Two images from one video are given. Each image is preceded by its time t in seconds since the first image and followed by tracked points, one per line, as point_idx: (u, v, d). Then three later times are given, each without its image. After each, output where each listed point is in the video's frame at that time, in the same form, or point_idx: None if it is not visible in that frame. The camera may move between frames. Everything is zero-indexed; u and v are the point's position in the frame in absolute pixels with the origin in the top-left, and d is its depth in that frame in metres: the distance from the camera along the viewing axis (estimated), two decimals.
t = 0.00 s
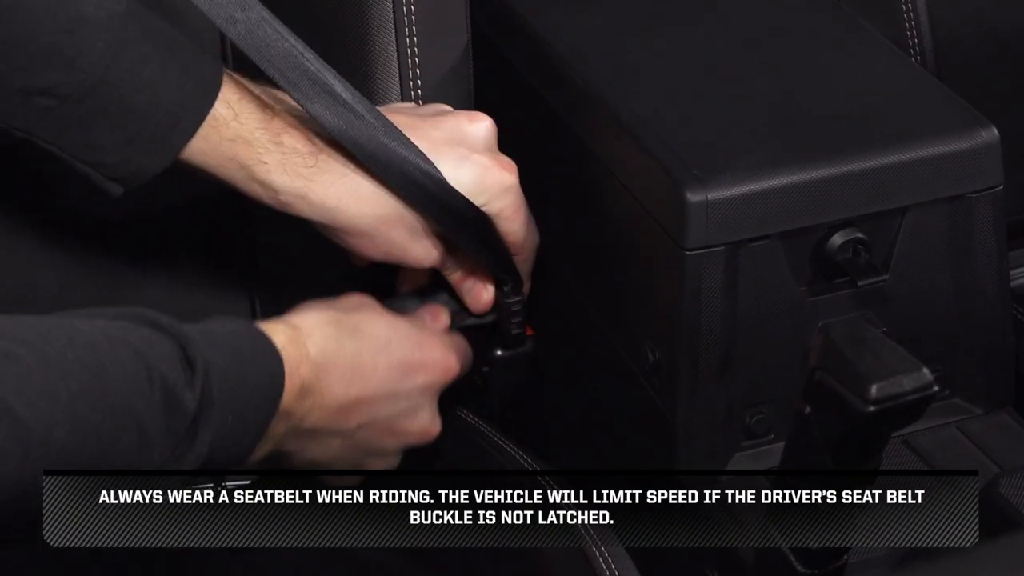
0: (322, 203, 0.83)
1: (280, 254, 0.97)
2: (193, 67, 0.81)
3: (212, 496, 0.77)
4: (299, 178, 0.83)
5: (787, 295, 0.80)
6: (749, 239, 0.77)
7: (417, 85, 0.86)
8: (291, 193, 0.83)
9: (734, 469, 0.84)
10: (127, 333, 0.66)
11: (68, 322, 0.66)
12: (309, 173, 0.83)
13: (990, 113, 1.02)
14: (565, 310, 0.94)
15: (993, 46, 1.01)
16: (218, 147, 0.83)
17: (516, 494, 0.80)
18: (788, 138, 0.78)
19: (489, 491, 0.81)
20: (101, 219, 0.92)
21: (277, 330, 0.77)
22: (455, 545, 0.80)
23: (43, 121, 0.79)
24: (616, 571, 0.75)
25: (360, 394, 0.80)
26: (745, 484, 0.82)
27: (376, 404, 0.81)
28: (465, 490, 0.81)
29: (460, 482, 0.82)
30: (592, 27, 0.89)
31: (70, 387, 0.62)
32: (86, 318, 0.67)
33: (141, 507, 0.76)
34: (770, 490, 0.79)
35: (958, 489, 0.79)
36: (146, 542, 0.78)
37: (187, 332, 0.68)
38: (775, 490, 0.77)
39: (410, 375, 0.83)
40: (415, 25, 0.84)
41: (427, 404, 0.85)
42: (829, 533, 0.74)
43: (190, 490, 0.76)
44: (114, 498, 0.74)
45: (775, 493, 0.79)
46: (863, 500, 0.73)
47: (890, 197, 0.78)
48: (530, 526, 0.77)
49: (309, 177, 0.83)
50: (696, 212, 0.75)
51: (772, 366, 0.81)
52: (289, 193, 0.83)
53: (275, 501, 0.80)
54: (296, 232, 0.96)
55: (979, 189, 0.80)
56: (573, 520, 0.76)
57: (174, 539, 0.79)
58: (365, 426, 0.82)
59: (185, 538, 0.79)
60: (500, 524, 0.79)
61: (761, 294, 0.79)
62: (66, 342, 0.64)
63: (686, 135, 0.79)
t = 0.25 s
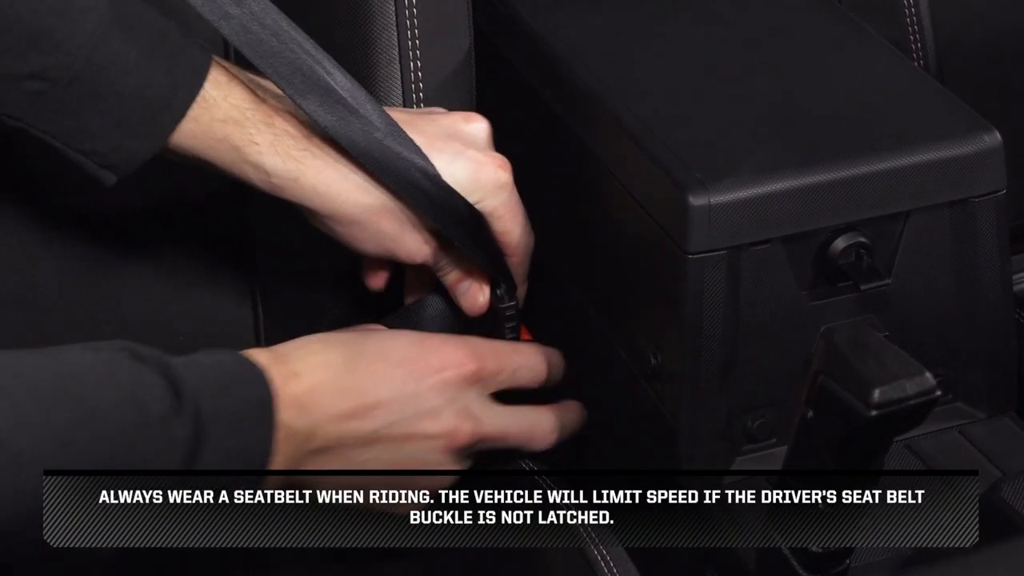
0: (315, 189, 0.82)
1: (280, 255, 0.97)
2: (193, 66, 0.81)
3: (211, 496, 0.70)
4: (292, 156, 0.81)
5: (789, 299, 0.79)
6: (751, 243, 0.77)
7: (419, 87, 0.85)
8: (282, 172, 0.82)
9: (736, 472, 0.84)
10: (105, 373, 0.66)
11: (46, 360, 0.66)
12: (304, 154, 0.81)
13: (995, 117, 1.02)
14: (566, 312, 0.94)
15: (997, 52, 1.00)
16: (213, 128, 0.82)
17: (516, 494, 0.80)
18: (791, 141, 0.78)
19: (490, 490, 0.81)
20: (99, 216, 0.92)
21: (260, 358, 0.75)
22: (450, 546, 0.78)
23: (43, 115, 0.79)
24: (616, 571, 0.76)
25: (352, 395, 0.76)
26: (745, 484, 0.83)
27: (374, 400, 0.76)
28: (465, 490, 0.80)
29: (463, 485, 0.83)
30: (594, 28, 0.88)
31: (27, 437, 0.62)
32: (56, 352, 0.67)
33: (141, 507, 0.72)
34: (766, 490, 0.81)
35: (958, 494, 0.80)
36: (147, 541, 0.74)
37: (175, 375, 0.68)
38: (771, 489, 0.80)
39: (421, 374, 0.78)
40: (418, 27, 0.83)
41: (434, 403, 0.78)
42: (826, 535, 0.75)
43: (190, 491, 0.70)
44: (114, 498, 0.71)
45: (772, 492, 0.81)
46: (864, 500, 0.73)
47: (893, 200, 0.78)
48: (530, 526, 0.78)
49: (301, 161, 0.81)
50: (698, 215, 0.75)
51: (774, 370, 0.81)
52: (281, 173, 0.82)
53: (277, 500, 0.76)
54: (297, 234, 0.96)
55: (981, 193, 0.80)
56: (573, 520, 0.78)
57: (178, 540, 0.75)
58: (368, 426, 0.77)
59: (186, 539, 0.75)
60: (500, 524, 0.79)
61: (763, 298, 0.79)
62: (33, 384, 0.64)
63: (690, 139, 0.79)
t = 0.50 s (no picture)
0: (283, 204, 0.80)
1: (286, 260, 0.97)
2: (116, 74, 0.76)
3: (211, 496, 0.61)
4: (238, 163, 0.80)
5: (792, 303, 0.80)
6: (754, 247, 0.77)
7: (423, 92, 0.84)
8: (231, 197, 0.81)
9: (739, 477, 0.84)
10: (198, 399, 0.61)
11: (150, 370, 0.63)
12: (257, 167, 0.80)
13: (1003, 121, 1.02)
14: (570, 317, 0.94)
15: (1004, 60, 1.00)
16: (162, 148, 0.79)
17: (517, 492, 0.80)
18: (795, 146, 0.78)
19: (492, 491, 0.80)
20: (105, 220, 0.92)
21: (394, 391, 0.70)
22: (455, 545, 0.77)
23: None
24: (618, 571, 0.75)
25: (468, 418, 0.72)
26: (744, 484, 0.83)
27: (486, 420, 0.73)
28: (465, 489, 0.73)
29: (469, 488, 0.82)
30: (598, 33, 0.89)
31: (46, 437, 0.56)
32: (201, 377, 0.63)
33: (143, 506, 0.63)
34: (769, 489, 0.81)
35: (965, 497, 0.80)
36: (135, 547, 0.63)
37: (262, 403, 0.62)
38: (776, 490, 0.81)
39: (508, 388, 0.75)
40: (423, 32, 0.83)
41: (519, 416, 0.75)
42: (819, 535, 0.76)
43: (191, 490, 0.60)
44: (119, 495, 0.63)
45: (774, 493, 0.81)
46: (865, 500, 0.73)
47: (897, 205, 0.78)
48: (530, 526, 0.77)
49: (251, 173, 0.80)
50: (701, 219, 0.75)
51: (778, 374, 0.81)
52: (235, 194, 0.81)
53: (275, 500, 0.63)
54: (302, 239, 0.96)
55: (985, 198, 0.80)
56: (572, 520, 0.77)
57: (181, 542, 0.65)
58: (484, 442, 0.73)
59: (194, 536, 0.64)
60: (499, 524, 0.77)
61: (767, 302, 0.79)
62: (119, 384, 0.60)
63: (695, 144, 0.79)
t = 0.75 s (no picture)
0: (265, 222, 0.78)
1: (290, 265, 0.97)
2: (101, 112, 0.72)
3: (211, 497, 0.61)
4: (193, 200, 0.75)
5: (795, 308, 0.80)
6: (757, 251, 0.77)
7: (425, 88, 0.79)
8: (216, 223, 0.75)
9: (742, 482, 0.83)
10: (224, 403, 0.63)
11: (175, 372, 0.64)
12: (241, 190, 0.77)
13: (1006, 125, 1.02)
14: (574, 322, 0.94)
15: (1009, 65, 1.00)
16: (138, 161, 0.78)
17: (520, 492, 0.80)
18: (799, 151, 0.78)
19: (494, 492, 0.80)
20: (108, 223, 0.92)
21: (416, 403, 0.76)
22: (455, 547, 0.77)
23: None
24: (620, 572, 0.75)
25: (485, 428, 0.79)
26: (745, 484, 0.83)
27: (506, 432, 0.80)
28: (465, 489, 0.75)
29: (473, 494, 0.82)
30: (603, 39, 0.89)
31: (71, 435, 0.57)
32: (227, 380, 0.65)
33: (140, 508, 0.62)
34: (769, 490, 0.83)
35: (967, 501, 0.80)
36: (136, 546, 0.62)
37: (290, 411, 0.65)
38: (778, 491, 0.82)
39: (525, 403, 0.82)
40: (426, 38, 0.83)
41: (539, 424, 0.82)
42: (816, 534, 0.75)
43: (191, 491, 0.61)
44: (115, 498, 0.61)
45: (775, 494, 0.82)
46: (865, 501, 0.72)
47: (900, 209, 0.78)
48: (529, 527, 0.77)
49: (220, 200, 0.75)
50: (705, 225, 0.75)
51: (782, 379, 0.81)
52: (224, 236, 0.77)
53: (276, 501, 0.63)
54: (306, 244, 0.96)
55: (988, 203, 0.80)
56: (573, 520, 0.78)
57: (186, 540, 0.63)
58: (510, 453, 0.80)
59: (196, 537, 0.63)
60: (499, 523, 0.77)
61: (770, 307, 0.79)
62: (145, 385, 0.61)
63: (699, 149, 0.79)
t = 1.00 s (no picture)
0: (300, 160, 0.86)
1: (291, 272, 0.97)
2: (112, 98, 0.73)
3: (211, 497, 0.61)
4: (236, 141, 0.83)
5: (798, 311, 0.79)
6: (760, 255, 0.76)
7: (427, 80, 0.85)
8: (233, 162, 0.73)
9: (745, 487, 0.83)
10: (255, 391, 0.62)
11: (207, 359, 0.63)
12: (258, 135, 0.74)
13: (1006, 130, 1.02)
14: (577, 328, 0.95)
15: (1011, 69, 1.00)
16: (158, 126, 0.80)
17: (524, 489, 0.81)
18: (801, 154, 0.78)
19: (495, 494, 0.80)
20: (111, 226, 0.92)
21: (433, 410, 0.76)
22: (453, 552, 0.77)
23: None
24: (622, 571, 0.76)
25: (499, 433, 0.79)
26: (746, 484, 0.82)
27: (516, 436, 0.80)
28: (465, 489, 0.74)
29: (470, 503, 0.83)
30: (605, 43, 0.89)
31: (114, 414, 0.55)
32: (254, 369, 0.64)
33: (139, 507, 0.62)
34: (769, 489, 0.81)
35: (967, 501, 0.80)
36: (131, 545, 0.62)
37: (316, 405, 0.64)
38: (778, 491, 0.81)
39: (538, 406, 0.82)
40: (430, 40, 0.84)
41: (551, 422, 0.82)
42: (817, 534, 0.76)
43: (191, 491, 0.60)
44: (115, 497, 0.61)
45: (775, 493, 0.81)
46: (865, 500, 0.74)
47: (903, 214, 0.78)
48: (534, 527, 0.77)
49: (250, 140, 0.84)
50: (708, 228, 0.75)
51: (784, 382, 0.81)
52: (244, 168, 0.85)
53: (276, 501, 0.63)
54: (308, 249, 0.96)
55: (990, 207, 0.80)
56: (573, 520, 0.79)
57: (187, 538, 0.65)
58: (521, 457, 0.80)
59: (197, 535, 0.64)
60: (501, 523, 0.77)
61: (772, 311, 0.79)
62: (179, 367, 0.60)
63: (702, 152, 0.79)
